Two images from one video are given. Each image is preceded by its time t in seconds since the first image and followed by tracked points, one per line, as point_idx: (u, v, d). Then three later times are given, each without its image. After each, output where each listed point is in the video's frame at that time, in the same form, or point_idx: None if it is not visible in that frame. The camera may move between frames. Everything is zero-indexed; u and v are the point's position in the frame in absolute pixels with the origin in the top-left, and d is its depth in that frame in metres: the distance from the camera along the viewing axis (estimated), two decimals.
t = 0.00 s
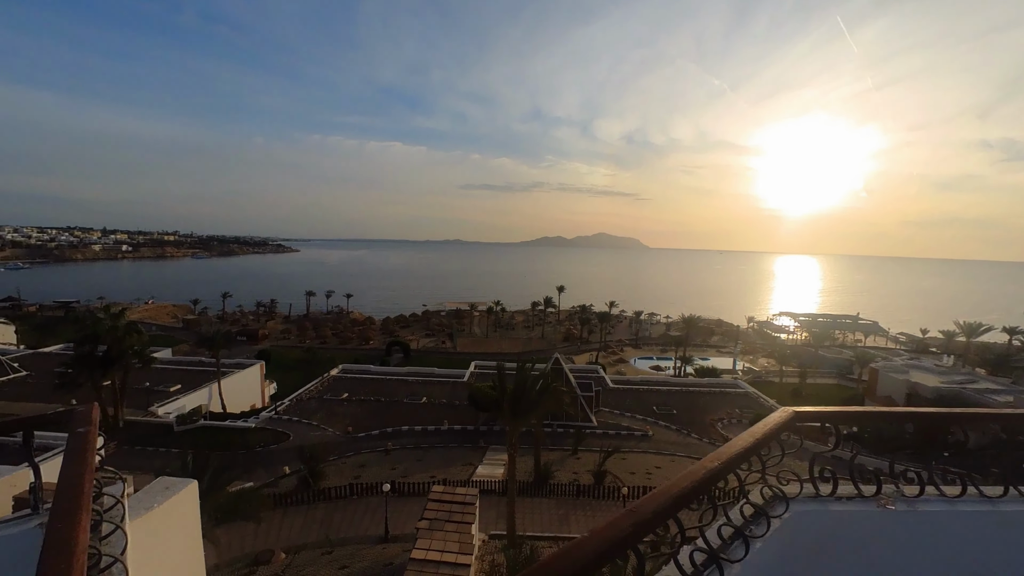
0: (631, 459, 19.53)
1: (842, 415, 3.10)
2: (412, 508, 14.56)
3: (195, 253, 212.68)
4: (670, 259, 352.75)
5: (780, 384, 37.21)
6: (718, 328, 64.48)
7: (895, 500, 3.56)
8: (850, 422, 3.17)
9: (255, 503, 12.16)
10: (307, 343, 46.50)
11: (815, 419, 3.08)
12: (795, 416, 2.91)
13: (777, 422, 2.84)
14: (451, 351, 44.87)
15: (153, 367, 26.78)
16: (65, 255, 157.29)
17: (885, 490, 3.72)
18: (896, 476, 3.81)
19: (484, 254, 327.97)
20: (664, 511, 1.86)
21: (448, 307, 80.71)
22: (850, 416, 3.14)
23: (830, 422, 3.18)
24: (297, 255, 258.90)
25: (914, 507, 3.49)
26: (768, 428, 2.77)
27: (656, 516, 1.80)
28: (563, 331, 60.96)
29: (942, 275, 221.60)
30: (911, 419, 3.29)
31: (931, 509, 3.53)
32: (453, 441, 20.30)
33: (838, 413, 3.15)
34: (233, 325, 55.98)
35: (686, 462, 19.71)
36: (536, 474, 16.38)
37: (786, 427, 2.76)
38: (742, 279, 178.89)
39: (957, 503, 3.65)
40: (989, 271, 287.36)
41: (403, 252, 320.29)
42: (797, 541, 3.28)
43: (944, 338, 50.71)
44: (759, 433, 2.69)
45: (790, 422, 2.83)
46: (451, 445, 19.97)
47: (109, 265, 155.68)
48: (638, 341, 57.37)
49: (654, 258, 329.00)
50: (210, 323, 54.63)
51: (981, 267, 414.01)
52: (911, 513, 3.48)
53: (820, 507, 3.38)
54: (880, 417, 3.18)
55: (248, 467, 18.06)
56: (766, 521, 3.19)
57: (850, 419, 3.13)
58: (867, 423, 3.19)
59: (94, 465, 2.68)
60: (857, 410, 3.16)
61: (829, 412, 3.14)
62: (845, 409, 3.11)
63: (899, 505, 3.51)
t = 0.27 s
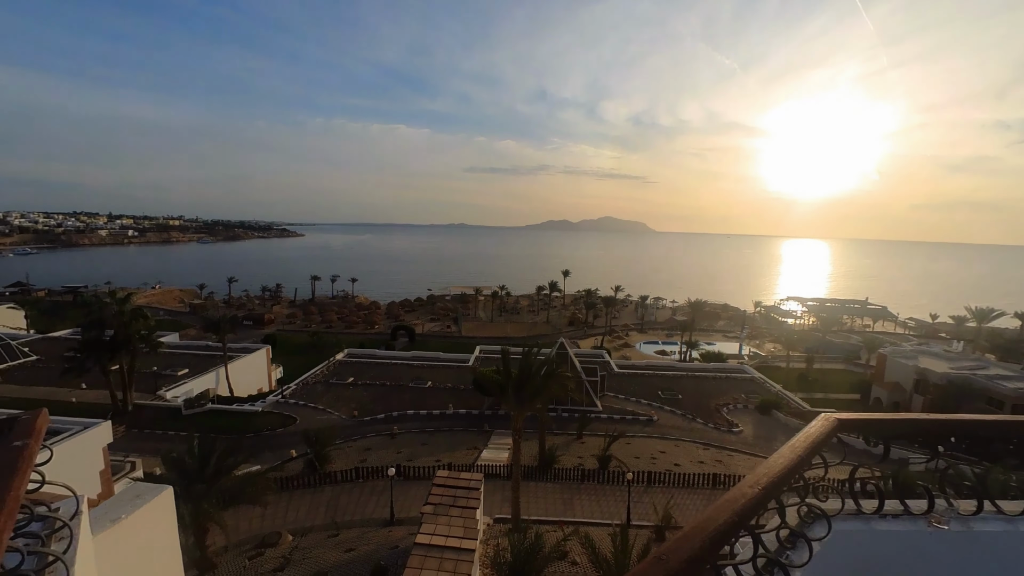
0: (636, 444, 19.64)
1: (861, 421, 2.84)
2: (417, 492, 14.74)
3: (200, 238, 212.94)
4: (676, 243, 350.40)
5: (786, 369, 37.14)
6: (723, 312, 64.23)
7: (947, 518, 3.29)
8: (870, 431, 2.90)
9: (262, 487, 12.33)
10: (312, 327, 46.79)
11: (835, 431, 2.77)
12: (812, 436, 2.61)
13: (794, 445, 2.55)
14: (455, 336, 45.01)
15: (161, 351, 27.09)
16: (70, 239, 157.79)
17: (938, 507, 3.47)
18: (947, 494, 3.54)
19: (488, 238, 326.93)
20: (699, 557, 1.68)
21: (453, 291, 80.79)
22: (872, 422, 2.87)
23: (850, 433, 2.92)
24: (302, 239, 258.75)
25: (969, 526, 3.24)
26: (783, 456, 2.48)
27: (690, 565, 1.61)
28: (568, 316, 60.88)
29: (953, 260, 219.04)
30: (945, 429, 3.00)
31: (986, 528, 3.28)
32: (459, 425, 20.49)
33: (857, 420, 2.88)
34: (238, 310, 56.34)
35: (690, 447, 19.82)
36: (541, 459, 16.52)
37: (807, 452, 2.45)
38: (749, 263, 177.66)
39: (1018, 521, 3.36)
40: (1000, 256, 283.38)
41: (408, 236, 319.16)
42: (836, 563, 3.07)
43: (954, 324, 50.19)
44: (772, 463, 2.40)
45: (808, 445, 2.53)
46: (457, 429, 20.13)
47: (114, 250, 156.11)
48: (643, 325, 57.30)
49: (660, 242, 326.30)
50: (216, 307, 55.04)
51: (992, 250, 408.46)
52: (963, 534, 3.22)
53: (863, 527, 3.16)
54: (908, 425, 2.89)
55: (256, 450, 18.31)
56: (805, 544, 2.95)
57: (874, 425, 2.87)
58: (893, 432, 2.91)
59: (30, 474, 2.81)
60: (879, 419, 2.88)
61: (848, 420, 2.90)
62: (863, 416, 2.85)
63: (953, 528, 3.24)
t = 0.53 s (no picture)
0: (634, 433, 19.72)
1: (893, 432, 2.41)
2: (414, 482, 14.78)
3: (197, 227, 212.05)
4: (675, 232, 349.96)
5: (784, 358, 37.27)
6: (722, 302, 64.34)
7: (978, 541, 2.98)
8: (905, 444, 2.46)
9: (256, 478, 12.32)
10: (310, 317, 46.77)
11: (859, 443, 2.36)
12: (830, 458, 2.21)
13: (808, 469, 2.17)
14: (453, 325, 45.04)
15: (157, 340, 27.08)
16: (66, 228, 156.94)
17: (965, 527, 3.17)
18: (978, 510, 3.23)
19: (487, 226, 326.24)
20: None
21: (452, 280, 80.78)
22: (905, 433, 2.45)
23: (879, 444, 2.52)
24: (299, 228, 257.67)
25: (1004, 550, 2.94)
26: (795, 482, 2.10)
27: None
28: (567, 305, 60.92)
29: (952, 249, 219.24)
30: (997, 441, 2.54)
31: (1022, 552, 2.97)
32: (457, 415, 20.53)
33: (890, 429, 2.45)
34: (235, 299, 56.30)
35: (688, 436, 19.93)
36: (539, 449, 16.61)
37: (826, 481, 2.07)
38: (748, 252, 177.78)
39: None
40: (999, 244, 283.29)
41: (406, 224, 318.04)
42: None
43: (951, 314, 50.31)
44: (781, 494, 2.03)
45: (827, 469, 2.15)
46: (455, 419, 20.19)
47: (110, 239, 155.39)
48: (641, 314, 57.41)
49: (659, 231, 325.58)
50: (213, 297, 55.00)
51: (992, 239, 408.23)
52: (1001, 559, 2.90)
53: (888, 550, 2.84)
54: (948, 438, 2.46)
55: (253, 440, 18.36)
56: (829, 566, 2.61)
57: (909, 438, 2.44)
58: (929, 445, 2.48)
59: None
60: (913, 428, 2.46)
61: (880, 429, 2.48)
62: (894, 426, 2.43)
63: (986, 551, 2.93)
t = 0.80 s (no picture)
0: (628, 426, 19.81)
1: (883, 441, 2.38)
2: (408, 476, 14.82)
3: (189, 220, 210.11)
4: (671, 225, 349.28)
5: (778, 351, 37.45)
6: (718, 294, 64.46)
7: (975, 555, 2.90)
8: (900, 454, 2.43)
9: (248, 472, 12.33)
10: (304, 310, 46.60)
11: (848, 454, 2.33)
12: (819, 471, 2.19)
13: (797, 483, 2.17)
14: (449, 318, 45.01)
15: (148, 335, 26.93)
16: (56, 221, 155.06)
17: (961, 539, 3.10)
18: (973, 521, 3.16)
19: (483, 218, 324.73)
20: None
21: (447, 273, 80.52)
22: (898, 441, 2.42)
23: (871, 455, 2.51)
24: (293, 221, 255.81)
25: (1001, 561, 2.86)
26: (784, 498, 2.09)
27: None
28: (563, 298, 60.91)
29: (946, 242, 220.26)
30: (988, 450, 2.52)
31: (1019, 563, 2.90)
32: (452, 408, 20.58)
33: (882, 437, 2.42)
34: (228, 293, 55.97)
35: (682, 429, 20.05)
36: (533, 442, 16.66)
37: (814, 497, 2.06)
38: (744, 245, 177.87)
39: None
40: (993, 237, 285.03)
41: (401, 217, 316.35)
42: None
43: (945, 307, 50.66)
44: (764, 515, 2.01)
45: (816, 483, 2.14)
46: (450, 412, 20.21)
47: (101, 232, 153.79)
48: (637, 307, 57.46)
49: (655, 223, 325.46)
50: (206, 290, 54.68)
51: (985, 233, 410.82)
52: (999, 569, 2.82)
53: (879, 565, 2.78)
54: (937, 446, 2.44)
55: (246, 435, 18.33)
56: None
57: (900, 447, 2.43)
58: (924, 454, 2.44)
59: None
60: (907, 437, 2.42)
61: (869, 439, 2.46)
62: (885, 434, 2.39)
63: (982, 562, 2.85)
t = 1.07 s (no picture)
0: (622, 425, 19.84)
1: (864, 463, 2.32)
2: (399, 477, 14.78)
3: (181, 218, 208.48)
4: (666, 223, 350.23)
5: (771, 349, 37.65)
6: (711, 292, 64.69)
7: None
8: (879, 473, 2.38)
9: (236, 475, 12.23)
10: (297, 310, 46.36)
11: (827, 476, 2.27)
12: (795, 494, 2.12)
13: (771, 504, 2.11)
14: (443, 317, 44.90)
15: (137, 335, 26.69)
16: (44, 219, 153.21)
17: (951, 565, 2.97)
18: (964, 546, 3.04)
19: (477, 216, 324.35)
20: None
21: (441, 271, 80.34)
22: (877, 461, 2.36)
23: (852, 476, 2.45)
24: (286, 219, 254.39)
25: None
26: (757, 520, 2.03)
27: None
28: (557, 296, 60.96)
29: (937, 240, 222.34)
30: (973, 471, 2.47)
31: None
32: (444, 408, 20.53)
33: (859, 457, 2.38)
34: (219, 293, 55.59)
35: (675, 427, 20.10)
36: (526, 442, 16.65)
37: (789, 520, 1.99)
38: (738, 243, 178.70)
39: None
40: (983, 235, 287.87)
41: (395, 215, 315.39)
42: None
43: (935, 304, 51.10)
44: (734, 538, 1.96)
45: (790, 504, 2.09)
46: (442, 412, 20.16)
47: (91, 231, 152.22)
48: (631, 306, 57.55)
49: (650, 222, 326.21)
50: (197, 290, 54.28)
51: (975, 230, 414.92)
52: None
53: None
54: (920, 466, 2.39)
55: (236, 436, 18.22)
56: None
57: (880, 466, 2.37)
58: (907, 475, 2.39)
59: None
60: (888, 457, 2.36)
61: (850, 460, 2.39)
62: (866, 454, 2.34)
63: None
